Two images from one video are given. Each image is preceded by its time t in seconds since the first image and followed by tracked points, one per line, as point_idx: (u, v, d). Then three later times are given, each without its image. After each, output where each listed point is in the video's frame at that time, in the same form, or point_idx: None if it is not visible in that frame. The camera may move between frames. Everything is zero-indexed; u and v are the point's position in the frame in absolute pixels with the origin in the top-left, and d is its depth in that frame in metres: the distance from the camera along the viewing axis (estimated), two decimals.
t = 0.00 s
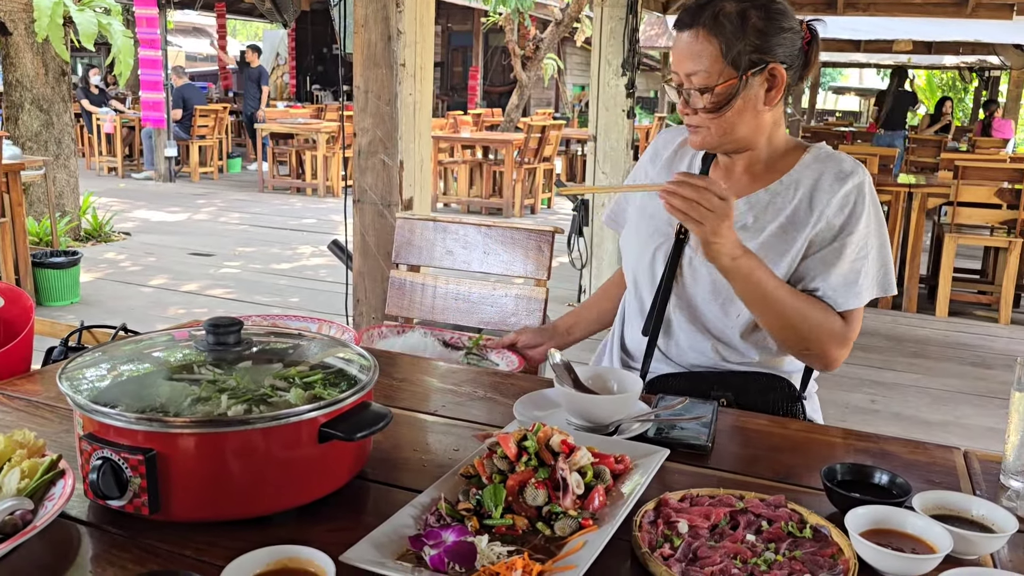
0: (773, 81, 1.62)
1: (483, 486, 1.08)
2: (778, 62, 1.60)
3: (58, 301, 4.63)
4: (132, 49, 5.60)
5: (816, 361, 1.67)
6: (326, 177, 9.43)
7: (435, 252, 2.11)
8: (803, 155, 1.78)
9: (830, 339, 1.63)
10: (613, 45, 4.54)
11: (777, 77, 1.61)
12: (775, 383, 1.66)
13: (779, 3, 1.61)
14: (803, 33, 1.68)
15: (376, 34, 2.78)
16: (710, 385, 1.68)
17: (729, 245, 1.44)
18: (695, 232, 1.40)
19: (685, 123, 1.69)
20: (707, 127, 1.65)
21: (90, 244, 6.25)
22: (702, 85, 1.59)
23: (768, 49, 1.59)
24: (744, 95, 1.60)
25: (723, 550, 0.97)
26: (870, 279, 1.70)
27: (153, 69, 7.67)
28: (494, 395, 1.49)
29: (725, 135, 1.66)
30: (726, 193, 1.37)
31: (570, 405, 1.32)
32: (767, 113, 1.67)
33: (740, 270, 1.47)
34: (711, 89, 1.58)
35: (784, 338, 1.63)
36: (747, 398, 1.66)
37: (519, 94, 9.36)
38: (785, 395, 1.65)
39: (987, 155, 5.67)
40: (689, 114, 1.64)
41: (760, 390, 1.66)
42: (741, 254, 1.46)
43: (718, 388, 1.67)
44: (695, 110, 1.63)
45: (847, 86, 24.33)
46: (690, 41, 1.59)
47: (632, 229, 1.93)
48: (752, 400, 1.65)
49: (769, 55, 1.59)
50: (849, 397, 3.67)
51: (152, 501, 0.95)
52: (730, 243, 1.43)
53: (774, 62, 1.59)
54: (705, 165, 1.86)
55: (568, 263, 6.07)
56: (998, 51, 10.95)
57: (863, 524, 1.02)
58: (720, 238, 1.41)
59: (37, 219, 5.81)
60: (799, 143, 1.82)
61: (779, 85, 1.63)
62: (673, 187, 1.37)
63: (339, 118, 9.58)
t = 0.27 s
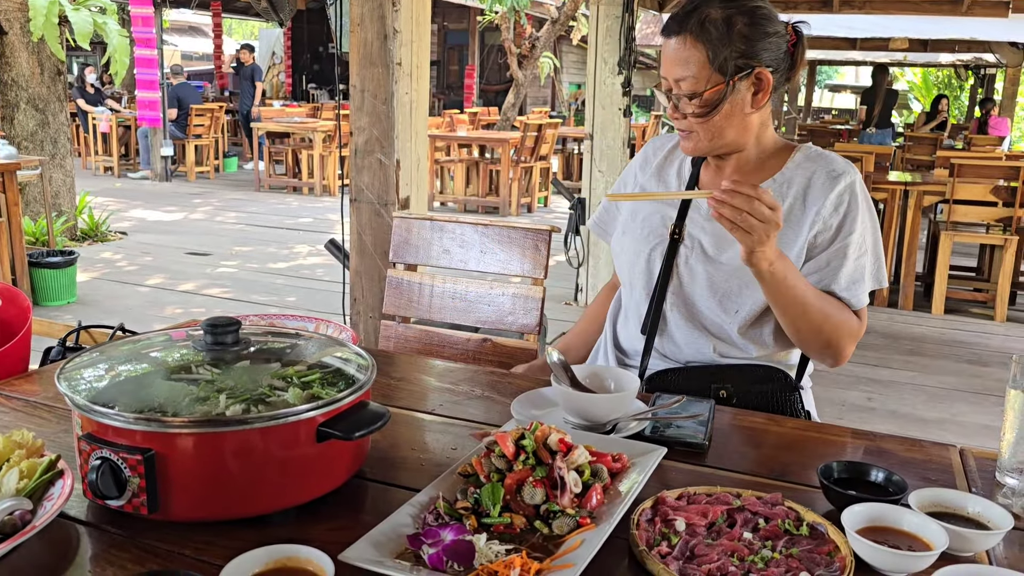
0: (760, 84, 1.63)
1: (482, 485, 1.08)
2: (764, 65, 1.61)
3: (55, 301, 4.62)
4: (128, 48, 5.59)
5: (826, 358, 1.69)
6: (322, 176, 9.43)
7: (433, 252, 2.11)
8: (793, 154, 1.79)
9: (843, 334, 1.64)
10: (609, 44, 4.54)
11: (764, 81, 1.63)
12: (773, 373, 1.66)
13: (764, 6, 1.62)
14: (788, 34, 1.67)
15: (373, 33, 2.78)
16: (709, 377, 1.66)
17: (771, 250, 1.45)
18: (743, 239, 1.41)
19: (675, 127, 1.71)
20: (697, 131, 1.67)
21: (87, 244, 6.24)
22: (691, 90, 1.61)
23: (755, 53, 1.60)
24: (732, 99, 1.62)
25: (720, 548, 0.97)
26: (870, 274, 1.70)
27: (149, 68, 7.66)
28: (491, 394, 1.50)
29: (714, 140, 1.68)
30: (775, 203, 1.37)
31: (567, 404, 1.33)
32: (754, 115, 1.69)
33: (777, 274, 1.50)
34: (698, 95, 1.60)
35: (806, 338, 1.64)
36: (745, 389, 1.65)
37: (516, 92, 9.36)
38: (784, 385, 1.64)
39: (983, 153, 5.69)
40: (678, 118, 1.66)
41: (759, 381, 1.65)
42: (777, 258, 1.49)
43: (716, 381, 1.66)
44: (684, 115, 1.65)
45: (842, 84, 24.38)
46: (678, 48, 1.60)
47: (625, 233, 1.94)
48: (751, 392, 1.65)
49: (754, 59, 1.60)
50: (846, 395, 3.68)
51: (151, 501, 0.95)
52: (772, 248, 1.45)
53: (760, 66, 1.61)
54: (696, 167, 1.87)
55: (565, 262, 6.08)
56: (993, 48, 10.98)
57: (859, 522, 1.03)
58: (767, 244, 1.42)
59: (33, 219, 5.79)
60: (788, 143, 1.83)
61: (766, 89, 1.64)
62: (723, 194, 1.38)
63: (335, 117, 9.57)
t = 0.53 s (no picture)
0: (750, 80, 1.67)
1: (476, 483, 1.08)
2: (754, 61, 1.65)
3: (52, 300, 4.62)
4: (125, 47, 5.57)
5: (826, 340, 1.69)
6: (320, 174, 9.42)
7: (430, 250, 2.11)
8: (773, 149, 1.82)
9: (843, 314, 1.64)
10: (606, 42, 4.54)
11: (753, 76, 1.67)
12: (768, 362, 1.66)
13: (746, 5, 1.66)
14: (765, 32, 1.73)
15: (370, 32, 2.78)
16: (706, 363, 1.68)
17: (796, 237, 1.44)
18: (773, 222, 1.39)
19: (667, 128, 1.70)
20: (694, 129, 1.68)
21: (84, 243, 6.23)
22: (690, 90, 1.61)
23: (746, 50, 1.64)
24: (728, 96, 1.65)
25: (715, 546, 0.97)
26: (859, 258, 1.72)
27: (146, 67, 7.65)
28: (488, 393, 1.50)
29: (710, 137, 1.70)
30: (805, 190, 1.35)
31: (563, 402, 1.33)
32: (743, 111, 1.73)
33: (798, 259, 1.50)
34: (699, 94, 1.61)
35: (813, 321, 1.64)
36: (741, 375, 1.66)
37: (514, 91, 9.36)
38: (778, 369, 1.66)
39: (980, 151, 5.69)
40: (676, 118, 1.66)
41: (754, 366, 1.66)
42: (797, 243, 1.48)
43: (714, 366, 1.67)
44: (682, 114, 1.65)
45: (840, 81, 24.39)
46: (674, 47, 1.60)
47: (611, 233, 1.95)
48: (747, 378, 1.65)
49: (747, 56, 1.64)
50: (842, 392, 3.69)
51: (146, 500, 0.95)
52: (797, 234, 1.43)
53: (752, 63, 1.65)
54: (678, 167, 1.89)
55: (562, 260, 6.08)
56: (990, 46, 10.99)
57: (854, 519, 1.03)
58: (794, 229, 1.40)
59: (31, 218, 5.79)
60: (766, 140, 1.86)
61: (755, 84, 1.69)
62: (759, 174, 1.34)
63: (333, 115, 9.56)
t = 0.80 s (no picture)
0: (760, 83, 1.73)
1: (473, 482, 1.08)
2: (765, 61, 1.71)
3: (47, 299, 4.61)
4: (119, 46, 5.55)
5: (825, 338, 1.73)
6: (315, 173, 9.41)
7: (425, 249, 2.11)
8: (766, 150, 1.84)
9: (846, 314, 1.69)
10: (601, 40, 4.54)
11: (763, 78, 1.73)
12: (764, 355, 1.67)
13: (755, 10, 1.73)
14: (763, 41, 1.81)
15: (365, 31, 2.78)
16: (703, 357, 1.69)
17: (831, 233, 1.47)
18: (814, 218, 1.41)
19: (680, 124, 1.70)
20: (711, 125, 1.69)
21: (79, 242, 6.22)
22: (715, 84, 1.64)
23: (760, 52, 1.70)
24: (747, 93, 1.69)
25: (711, 543, 0.98)
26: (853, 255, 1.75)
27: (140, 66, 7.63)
28: (484, 392, 1.50)
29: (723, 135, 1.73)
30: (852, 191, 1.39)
31: (559, 401, 1.33)
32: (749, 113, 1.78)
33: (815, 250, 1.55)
34: (725, 89, 1.64)
35: (821, 320, 1.68)
36: (740, 366, 1.66)
37: (509, 89, 9.35)
38: (776, 359, 1.67)
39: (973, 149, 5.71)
40: (695, 113, 1.67)
41: (752, 357, 1.67)
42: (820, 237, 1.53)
43: (712, 360, 1.68)
44: (703, 109, 1.67)
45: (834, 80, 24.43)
46: (701, 41, 1.62)
47: (604, 230, 1.94)
48: (746, 369, 1.66)
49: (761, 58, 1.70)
50: (837, 391, 3.70)
51: (143, 500, 0.95)
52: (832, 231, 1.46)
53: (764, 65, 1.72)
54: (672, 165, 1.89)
55: (558, 258, 6.08)
56: (984, 45, 11.02)
57: (848, 517, 1.04)
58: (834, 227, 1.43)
59: (25, 217, 5.77)
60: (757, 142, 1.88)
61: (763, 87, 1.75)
62: (809, 171, 1.38)
63: (328, 114, 9.54)
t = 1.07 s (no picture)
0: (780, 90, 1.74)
1: (468, 480, 1.08)
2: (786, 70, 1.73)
3: (39, 298, 4.58)
4: (112, 44, 5.52)
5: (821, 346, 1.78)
6: (308, 172, 9.39)
7: (419, 247, 2.10)
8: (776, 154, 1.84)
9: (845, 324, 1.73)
10: (595, 39, 4.54)
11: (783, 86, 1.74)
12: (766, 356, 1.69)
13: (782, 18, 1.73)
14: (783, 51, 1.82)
15: (359, 29, 2.77)
16: (707, 357, 1.69)
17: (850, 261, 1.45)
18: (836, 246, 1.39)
19: (700, 122, 1.69)
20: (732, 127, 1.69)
21: (71, 241, 6.19)
22: (743, 87, 1.63)
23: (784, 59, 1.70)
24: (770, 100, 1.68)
25: (707, 541, 0.97)
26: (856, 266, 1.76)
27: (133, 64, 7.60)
28: (479, 390, 1.50)
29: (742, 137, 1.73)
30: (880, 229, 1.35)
31: (553, 398, 1.33)
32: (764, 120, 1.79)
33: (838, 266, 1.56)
34: (752, 93, 1.63)
35: (823, 330, 1.72)
36: (743, 368, 1.67)
37: (503, 88, 9.34)
38: (777, 361, 1.69)
39: (966, 148, 5.73)
40: (718, 113, 1.66)
41: (754, 358, 1.68)
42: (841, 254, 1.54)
43: (715, 361, 1.68)
44: (727, 110, 1.66)
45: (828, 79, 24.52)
46: (734, 43, 1.61)
47: (608, 222, 1.92)
48: (748, 371, 1.66)
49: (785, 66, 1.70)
50: (831, 388, 3.70)
51: (135, 498, 0.94)
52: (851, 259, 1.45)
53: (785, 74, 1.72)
54: (680, 160, 1.88)
55: (552, 257, 6.08)
56: (976, 44, 11.07)
57: (845, 513, 1.03)
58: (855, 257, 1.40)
59: (17, 216, 5.74)
60: (767, 143, 1.87)
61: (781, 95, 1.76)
62: (844, 203, 1.33)
63: (322, 113, 9.52)
